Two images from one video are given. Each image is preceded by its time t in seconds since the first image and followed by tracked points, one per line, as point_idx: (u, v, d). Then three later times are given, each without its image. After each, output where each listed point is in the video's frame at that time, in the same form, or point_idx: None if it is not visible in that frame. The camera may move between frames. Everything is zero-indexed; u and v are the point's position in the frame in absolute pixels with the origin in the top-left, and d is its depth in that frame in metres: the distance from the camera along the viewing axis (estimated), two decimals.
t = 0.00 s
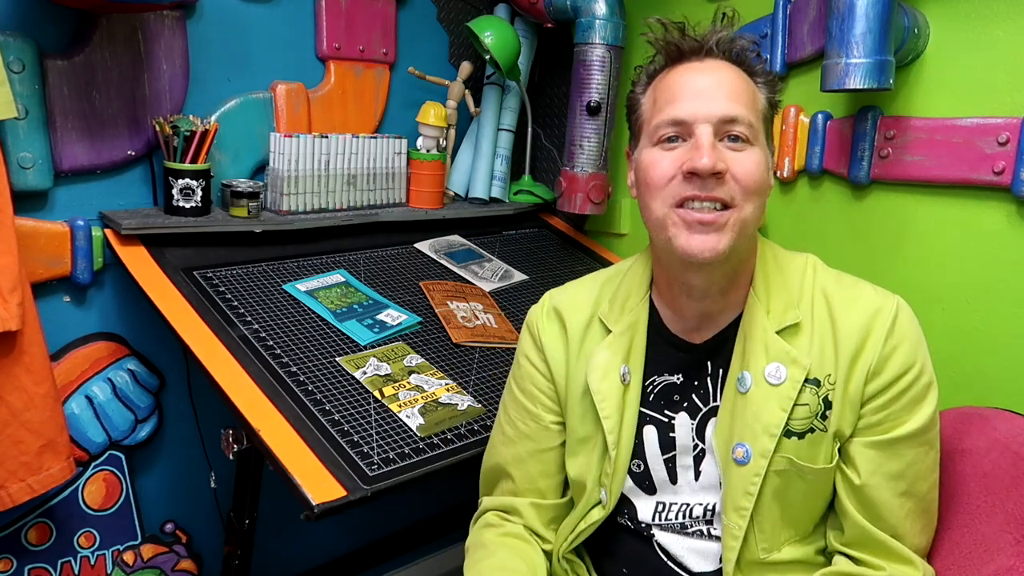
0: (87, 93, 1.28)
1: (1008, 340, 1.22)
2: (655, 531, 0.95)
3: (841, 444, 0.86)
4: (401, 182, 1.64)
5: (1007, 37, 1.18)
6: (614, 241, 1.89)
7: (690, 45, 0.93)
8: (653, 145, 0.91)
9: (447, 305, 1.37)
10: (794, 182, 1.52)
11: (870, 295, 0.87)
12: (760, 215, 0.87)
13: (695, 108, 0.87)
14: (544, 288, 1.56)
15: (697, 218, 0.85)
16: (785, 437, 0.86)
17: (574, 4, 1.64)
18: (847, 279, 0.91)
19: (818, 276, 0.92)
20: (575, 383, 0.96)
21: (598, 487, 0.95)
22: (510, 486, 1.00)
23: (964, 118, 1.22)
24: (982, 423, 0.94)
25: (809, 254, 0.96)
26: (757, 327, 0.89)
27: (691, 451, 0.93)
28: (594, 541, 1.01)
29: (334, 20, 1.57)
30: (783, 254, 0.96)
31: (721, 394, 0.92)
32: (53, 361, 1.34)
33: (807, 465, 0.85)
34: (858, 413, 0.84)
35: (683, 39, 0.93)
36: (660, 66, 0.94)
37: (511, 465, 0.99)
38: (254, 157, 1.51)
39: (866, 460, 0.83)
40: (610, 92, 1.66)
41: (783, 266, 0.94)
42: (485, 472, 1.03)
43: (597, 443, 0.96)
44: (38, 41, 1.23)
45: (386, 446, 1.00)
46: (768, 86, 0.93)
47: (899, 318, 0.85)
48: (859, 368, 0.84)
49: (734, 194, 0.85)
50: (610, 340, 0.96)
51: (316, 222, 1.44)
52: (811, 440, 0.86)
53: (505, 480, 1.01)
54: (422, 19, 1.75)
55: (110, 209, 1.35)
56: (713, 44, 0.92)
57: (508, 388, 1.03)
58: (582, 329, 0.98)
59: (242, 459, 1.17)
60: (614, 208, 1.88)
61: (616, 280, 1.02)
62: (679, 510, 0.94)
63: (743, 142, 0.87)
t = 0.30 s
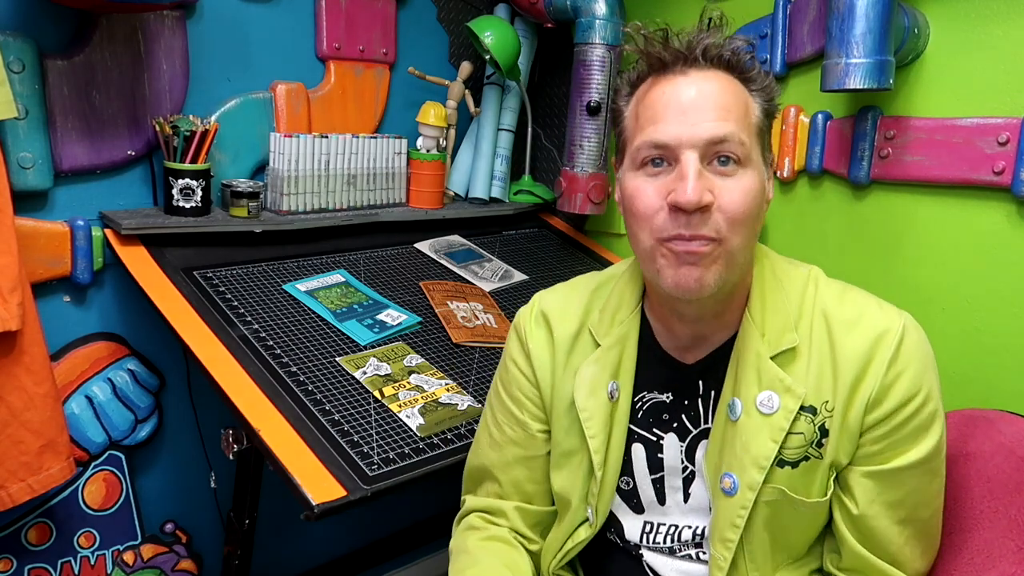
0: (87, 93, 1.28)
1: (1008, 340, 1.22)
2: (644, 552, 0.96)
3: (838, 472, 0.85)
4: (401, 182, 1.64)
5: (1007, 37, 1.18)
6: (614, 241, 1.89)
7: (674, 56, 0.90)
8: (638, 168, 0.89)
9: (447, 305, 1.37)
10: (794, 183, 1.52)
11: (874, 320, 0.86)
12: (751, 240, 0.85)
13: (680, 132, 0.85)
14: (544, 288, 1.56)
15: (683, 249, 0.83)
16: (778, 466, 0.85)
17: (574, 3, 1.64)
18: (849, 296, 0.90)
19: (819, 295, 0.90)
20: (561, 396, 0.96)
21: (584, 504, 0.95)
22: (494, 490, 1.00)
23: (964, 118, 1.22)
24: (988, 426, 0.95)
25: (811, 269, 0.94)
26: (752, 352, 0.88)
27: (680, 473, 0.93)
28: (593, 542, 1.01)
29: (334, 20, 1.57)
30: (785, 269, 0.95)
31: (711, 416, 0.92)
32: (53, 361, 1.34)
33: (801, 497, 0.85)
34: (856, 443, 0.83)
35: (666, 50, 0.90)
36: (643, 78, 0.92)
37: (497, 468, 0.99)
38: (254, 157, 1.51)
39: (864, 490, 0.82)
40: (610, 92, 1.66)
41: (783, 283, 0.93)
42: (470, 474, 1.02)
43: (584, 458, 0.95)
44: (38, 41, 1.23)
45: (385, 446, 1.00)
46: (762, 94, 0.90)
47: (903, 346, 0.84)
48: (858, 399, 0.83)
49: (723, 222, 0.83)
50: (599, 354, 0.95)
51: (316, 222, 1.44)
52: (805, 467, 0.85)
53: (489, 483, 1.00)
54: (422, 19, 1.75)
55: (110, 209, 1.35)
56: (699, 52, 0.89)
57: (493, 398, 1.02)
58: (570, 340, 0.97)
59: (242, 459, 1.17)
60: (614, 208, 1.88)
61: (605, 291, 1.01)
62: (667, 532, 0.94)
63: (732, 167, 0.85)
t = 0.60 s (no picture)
0: (87, 93, 1.28)
1: (1008, 340, 1.23)
2: (651, 557, 0.96)
3: (846, 477, 0.85)
4: (401, 182, 1.64)
5: (1007, 37, 1.18)
6: (614, 241, 1.89)
7: (652, 71, 0.86)
8: (625, 186, 0.88)
9: (447, 305, 1.37)
10: (794, 183, 1.52)
11: (882, 324, 0.86)
12: (744, 254, 0.85)
13: (663, 152, 0.83)
14: (544, 288, 1.56)
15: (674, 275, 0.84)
16: (787, 472, 0.85)
17: (573, 4, 1.64)
18: (855, 299, 0.90)
19: (825, 298, 0.90)
20: (566, 405, 0.96)
21: (589, 511, 0.96)
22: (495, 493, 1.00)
23: (964, 118, 1.22)
24: (987, 425, 0.95)
25: (816, 272, 0.94)
26: (759, 357, 0.87)
27: (687, 479, 0.93)
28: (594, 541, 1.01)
29: (334, 21, 1.57)
30: (789, 271, 0.94)
31: (720, 421, 0.92)
32: (53, 361, 1.34)
33: (809, 502, 0.84)
34: (866, 448, 0.83)
35: (643, 67, 0.87)
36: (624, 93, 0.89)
37: (499, 476, 0.99)
38: (254, 157, 1.51)
39: (873, 495, 0.83)
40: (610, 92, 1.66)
41: (788, 286, 0.92)
42: (470, 479, 1.02)
43: (589, 466, 0.96)
44: (39, 41, 1.23)
45: (386, 446, 1.00)
46: (751, 99, 0.87)
47: (911, 350, 0.84)
48: (867, 405, 0.83)
49: (712, 242, 0.83)
50: (603, 362, 0.95)
51: (316, 222, 1.44)
52: (814, 473, 0.85)
53: (490, 489, 1.00)
54: (422, 19, 1.75)
55: (110, 209, 1.35)
56: (678, 66, 0.86)
57: (495, 407, 1.01)
58: (574, 348, 0.97)
59: (242, 459, 1.17)
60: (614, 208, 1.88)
61: (607, 296, 1.01)
62: (675, 539, 0.95)
63: (718, 183, 0.84)
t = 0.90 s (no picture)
0: (87, 93, 1.28)
1: (1007, 340, 1.23)
2: (654, 540, 0.96)
3: (846, 453, 0.85)
4: (401, 182, 1.64)
5: (1007, 37, 1.18)
6: (614, 241, 1.89)
7: (677, 52, 0.90)
8: (645, 160, 0.91)
9: (447, 305, 1.37)
10: (794, 183, 1.52)
11: (880, 304, 0.87)
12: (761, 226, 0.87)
13: (684, 123, 0.87)
14: (544, 288, 1.56)
15: (693, 237, 0.85)
16: (789, 446, 0.85)
17: (574, 3, 1.64)
18: (855, 286, 0.91)
19: (826, 284, 0.91)
20: (575, 384, 0.96)
21: (598, 491, 0.96)
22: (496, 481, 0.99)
23: (964, 118, 1.22)
24: (982, 423, 0.94)
25: (818, 261, 0.95)
26: (763, 334, 0.89)
27: (691, 457, 0.93)
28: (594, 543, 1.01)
29: (334, 21, 1.57)
30: (792, 259, 0.96)
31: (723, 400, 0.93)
32: (53, 361, 1.34)
33: (811, 475, 0.84)
34: (864, 423, 0.84)
35: (669, 46, 0.91)
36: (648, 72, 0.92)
37: (502, 460, 0.98)
38: (254, 157, 1.51)
39: (872, 470, 0.83)
40: (610, 92, 1.66)
41: (790, 271, 0.94)
42: (473, 467, 1.01)
43: (599, 445, 0.96)
44: (38, 41, 1.23)
45: (385, 446, 1.00)
46: (767, 85, 0.91)
47: (908, 328, 0.85)
48: (866, 379, 0.84)
49: (730, 210, 0.85)
50: (614, 342, 0.96)
51: (316, 222, 1.44)
52: (815, 449, 0.85)
53: (493, 477, 0.99)
54: (422, 19, 1.75)
55: (110, 209, 1.35)
56: (701, 48, 0.90)
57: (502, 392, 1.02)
58: (583, 330, 0.99)
59: (242, 459, 1.17)
60: (613, 208, 1.88)
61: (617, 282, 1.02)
62: (678, 517, 0.94)
63: (736, 155, 0.86)
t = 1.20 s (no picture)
0: (87, 93, 1.28)
1: (1007, 340, 1.23)
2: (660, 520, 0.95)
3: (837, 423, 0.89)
4: (401, 182, 1.64)
5: (1007, 37, 1.18)
6: (614, 241, 1.89)
7: (664, 54, 0.94)
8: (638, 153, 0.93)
9: (447, 305, 1.37)
10: (794, 182, 1.52)
11: (866, 285, 0.92)
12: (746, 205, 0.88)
13: (672, 112, 0.89)
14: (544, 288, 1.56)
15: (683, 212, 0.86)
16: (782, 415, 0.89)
17: (574, 3, 1.64)
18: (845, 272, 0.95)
19: (818, 270, 0.96)
20: (583, 361, 0.99)
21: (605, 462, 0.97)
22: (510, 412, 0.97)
23: (964, 118, 1.22)
24: (982, 423, 0.95)
25: (808, 251, 0.99)
26: (758, 311, 0.93)
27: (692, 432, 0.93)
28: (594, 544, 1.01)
29: (334, 21, 1.57)
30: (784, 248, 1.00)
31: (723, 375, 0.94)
32: (53, 361, 1.34)
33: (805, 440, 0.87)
34: (854, 393, 0.88)
35: (656, 49, 0.94)
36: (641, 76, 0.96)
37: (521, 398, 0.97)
38: (254, 157, 1.51)
39: (864, 436, 0.84)
40: (610, 92, 1.66)
41: (782, 257, 0.98)
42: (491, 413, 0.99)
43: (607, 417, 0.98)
44: (38, 41, 1.23)
45: (385, 446, 1.00)
46: (749, 81, 0.94)
47: (891, 305, 0.90)
48: (853, 349, 0.88)
49: (717, 187, 0.86)
50: (620, 322, 0.99)
51: (316, 222, 1.44)
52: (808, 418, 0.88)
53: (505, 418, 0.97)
54: (422, 19, 1.75)
55: (110, 210, 1.35)
56: (685, 49, 0.93)
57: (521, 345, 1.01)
58: (590, 312, 1.02)
59: (242, 459, 1.17)
60: (613, 207, 1.88)
61: (621, 270, 1.05)
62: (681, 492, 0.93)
63: (722, 139, 0.88)
